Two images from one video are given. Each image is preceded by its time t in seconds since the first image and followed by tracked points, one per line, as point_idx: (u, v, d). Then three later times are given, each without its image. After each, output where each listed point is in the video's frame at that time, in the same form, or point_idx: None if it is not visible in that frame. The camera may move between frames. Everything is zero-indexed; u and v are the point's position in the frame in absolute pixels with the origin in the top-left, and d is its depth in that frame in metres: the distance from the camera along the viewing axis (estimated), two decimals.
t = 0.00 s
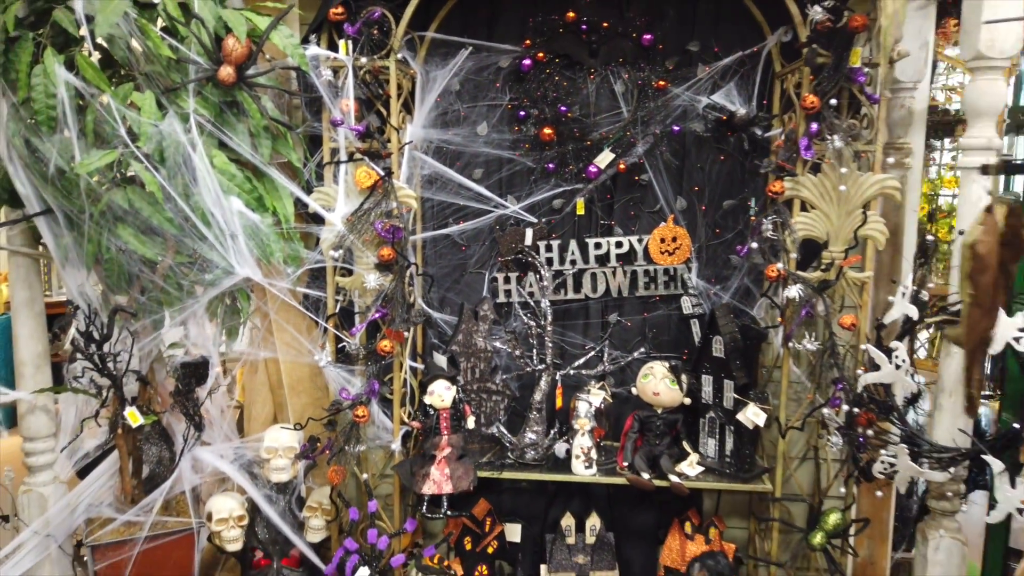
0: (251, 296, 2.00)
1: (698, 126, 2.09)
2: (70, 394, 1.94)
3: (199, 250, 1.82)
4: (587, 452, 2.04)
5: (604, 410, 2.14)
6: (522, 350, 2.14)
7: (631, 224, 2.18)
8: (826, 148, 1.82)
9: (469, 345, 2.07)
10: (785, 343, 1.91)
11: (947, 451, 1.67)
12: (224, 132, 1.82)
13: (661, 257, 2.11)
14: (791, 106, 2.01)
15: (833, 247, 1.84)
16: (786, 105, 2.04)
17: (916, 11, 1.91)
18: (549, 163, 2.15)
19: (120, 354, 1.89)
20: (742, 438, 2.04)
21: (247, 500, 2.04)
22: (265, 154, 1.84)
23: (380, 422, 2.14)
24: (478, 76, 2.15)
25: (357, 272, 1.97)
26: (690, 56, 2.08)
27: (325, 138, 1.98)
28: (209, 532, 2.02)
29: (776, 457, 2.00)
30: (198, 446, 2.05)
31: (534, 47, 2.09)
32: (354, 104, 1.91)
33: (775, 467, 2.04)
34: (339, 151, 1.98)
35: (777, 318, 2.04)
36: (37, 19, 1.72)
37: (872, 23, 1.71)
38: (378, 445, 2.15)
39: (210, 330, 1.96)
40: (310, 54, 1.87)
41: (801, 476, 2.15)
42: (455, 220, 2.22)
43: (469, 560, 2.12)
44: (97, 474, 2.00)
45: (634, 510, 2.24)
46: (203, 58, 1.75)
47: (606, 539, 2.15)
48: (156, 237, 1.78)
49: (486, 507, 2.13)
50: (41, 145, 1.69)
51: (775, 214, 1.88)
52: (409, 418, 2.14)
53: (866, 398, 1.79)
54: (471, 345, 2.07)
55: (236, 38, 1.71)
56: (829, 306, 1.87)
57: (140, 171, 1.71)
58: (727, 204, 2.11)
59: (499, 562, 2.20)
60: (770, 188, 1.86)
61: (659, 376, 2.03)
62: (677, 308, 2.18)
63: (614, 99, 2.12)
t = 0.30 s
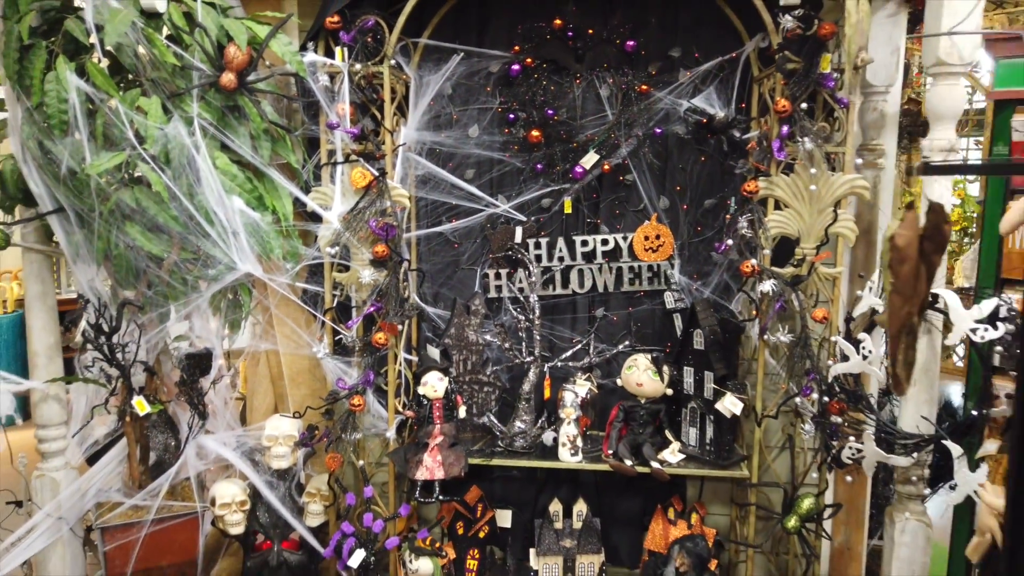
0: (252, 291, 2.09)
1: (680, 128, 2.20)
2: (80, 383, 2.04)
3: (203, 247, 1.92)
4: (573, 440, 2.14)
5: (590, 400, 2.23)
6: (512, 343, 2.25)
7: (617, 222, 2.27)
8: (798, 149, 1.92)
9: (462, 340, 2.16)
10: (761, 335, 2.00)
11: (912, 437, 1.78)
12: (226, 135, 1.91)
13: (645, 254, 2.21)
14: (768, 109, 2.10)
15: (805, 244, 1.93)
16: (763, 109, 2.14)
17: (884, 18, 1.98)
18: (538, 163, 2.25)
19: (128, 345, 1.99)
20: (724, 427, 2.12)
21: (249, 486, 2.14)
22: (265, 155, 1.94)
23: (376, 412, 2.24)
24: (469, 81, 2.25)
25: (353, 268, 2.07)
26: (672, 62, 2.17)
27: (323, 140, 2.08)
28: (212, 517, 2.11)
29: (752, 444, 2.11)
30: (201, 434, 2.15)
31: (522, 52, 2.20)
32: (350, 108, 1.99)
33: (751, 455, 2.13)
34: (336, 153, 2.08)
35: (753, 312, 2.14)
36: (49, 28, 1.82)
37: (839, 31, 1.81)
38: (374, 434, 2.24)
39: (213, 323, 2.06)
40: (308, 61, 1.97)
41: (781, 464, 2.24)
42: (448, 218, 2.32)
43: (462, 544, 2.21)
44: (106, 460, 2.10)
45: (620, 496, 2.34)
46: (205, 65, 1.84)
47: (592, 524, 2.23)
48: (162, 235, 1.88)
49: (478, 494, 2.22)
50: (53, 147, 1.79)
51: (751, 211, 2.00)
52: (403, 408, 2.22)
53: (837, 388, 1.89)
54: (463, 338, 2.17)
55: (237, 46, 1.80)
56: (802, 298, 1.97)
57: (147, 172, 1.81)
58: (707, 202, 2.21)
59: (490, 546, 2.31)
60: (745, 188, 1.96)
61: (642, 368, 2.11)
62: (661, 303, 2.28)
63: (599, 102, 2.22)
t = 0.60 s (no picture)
0: (262, 287, 2.16)
1: (672, 131, 2.28)
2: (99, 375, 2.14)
3: (216, 244, 2.00)
4: (570, 430, 2.23)
5: (586, 392, 2.32)
6: (511, 337, 2.33)
7: (612, 222, 2.36)
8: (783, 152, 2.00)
9: (463, 334, 2.26)
10: (749, 330, 2.09)
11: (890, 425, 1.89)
12: (237, 138, 2.00)
13: (639, 252, 2.30)
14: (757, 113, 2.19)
15: (791, 242, 2.01)
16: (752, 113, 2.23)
17: (868, 26, 2.05)
18: (536, 165, 2.35)
19: (145, 338, 2.11)
20: (713, 418, 2.21)
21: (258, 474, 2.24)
22: (275, 158, 2.04)
23: (380, 403, 2.32)
24: (470, 86, 2.34)
25: (359, 265, 2.17)
26: (665, 68, 2.27)
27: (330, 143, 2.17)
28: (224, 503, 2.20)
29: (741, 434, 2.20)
30: (214, 424, 2.25)
31: (521, 59, 2.28)
32: (355, 112, 2.11)
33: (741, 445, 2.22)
34: (342, 155, 2.17)
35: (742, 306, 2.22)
36: (70, 37, 1.92)
37: (821, 39, 1.90)
38: (379, 424, 2.34)
39: (224, 317, 2.15)
40: (316, 68, 2.05)
41: (770, 454, 2.32)
42: (450, 217, 2.41)
43: (462, 530, 2.30)
44: (123, 448, 2.21)
45: (616, 486, 2.43)
46: (219, 72, 1.96)
47: (588, 511, 2.31)
48: (178, 233, 1.97)
49: (479, 482, 2.30)
50: (75, 149, 1.89)
51: (738, 213, 2.08)
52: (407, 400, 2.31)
53: (820, 379, 1.97)
54: (464, 333, 2.26)
55: (249, 55, 1.91)
56: (788, 295, 2.04)
57: (163, 173, 1.91)
58: (699, 202, 2.30)
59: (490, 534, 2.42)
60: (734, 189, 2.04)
61: (635, 361, 2.20)
62: (654, 300, 2.37)
63: (595, 106, 2.31)
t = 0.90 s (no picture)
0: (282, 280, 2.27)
1: (676, 132, 2.37)
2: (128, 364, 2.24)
3: (241, 240, 2.11)
4: (577, 419, 2.32)
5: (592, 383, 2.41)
6: (521, 329, 2.42)
7: (617, 219, 2.46)
8: (782, 153, 2.10)
9: (473, 327, 2.35)
10: (748, 322, 2.19)
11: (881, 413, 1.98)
12: (261, 139, 2.11)
13: (644, 249, 2.39)
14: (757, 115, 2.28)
15: (790, 238, 2.10)
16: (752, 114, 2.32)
17: (863, 32, 2.13)
18: (544, 164, 2.44)
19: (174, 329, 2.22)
20: (714, 407, 2.33)
21: (279, 460, 2.35)
22: (297, 157, 2.14)
23: (395, 393, 2.42)
24: (481, 89, 2.44)
25: (375, 260, 2.26)
26: (669, 72, 2.37)
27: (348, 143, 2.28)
28: (246, 488, 2.30)
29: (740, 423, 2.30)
30: (237, 412, 2.36)
31: (530, 62, 2.37)
32: (373, 114, 2.21)
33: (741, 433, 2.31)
34: (360, 155, 2.27)
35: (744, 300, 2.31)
36: (103, 43, 2.03)
37: (818, 44, 2.00)
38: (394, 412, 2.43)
39: (247, 309, 2.26)
40: (335, 72, 2.16)
41: (769, 443, 2.42)
42: (461, 215, 2.51)
43: (473, 515, 2.41)
44: (150, 435, 2.31)
45: (621, 474, 2.53)
46: (245, 76, 2.06)
47: (594, 498, 2.42)
48: (204, 229, 2.08)
49: (489, 469, 2.41)
50: (109, 150, 2.00)
51: (738, 211, 2.17)
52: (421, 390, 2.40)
53: (817, 370, 2.07)
54: (475, 327, 2.35)
55: (273, 59, 2.01)
56: (787, 289, 2.14)
57: (191, 172, 2.01)
58: (701, 201, 2.40)
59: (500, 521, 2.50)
60: (734, 187, 2.14)
61: (640, 353, 2.29)
62: (658, 294, 2.46)
63: (601, 108, 2.39)
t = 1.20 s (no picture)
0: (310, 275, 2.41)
1: (684, 135, 2.49)
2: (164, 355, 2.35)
3: (273, 237, 2.23)
4: (590, 408, 2.43)
5: (604, 373, 2.52)
6: (536, 323, 2.53)
7: (628, 218, 2.57)
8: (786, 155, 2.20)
9: (490, 320, 2.46)
10: (754, 315, 2.30)
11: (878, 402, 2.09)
12: (292, 140, 2.23)
13: (653, 246, 2.51)
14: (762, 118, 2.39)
15: (794, 236, 2.20)
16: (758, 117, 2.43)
17: (864, 39, 2.26)
18: (558, 165, 2.55)
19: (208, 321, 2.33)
20: (721, 397, 2.42)
21: (304, 447, 2.45)
22: (325, 158, 2.27)
23: (416, 382, 2.52)
24: (498, 93, 2.55)
25: (397, 256, 2.38)
26: (678, 77, 2.48)
27: (373, 144, 2.39)
28: (274, 473, 2.42)
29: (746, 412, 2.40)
30: (265, 401, 2.46)
31: (546, 68, 2.49)
32: (397, 117, 2.31)
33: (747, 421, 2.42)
34: (384, 156, 2.39)
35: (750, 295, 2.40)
36: (143, 49, 2.14)
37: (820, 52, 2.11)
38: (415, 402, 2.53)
39: (277, 303, 2.39)
40: (362, 77, 2.28)
41: (773, 432, 2.53)
42: (479, 213, 2.62)
43: (491, 500, 2.54)
44: (183, 422, 2.44)
45: (631, 462, 2.64)
46: (278, 81, 2.17)
47: (605, 484, 2.53)
48: (238, 226, 2.20)
49: (505, 456, 2.54)
50: (150, 151, 2.11)
51: (744, 210, 2.30)
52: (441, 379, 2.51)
53: (820, 361, 2.16)
54: (492, 320, 2.46)
55: (305, 65, 2.13)
56: (791, 284, 2.28)
57: (227, 172, 2.13)
58: (708, 200, 2.51)
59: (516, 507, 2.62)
60: (741, 187, 2.25)
61: (650, 345, 2.41)
62: (667, 290, 2.57)
63: (613, 112, 2.51)
